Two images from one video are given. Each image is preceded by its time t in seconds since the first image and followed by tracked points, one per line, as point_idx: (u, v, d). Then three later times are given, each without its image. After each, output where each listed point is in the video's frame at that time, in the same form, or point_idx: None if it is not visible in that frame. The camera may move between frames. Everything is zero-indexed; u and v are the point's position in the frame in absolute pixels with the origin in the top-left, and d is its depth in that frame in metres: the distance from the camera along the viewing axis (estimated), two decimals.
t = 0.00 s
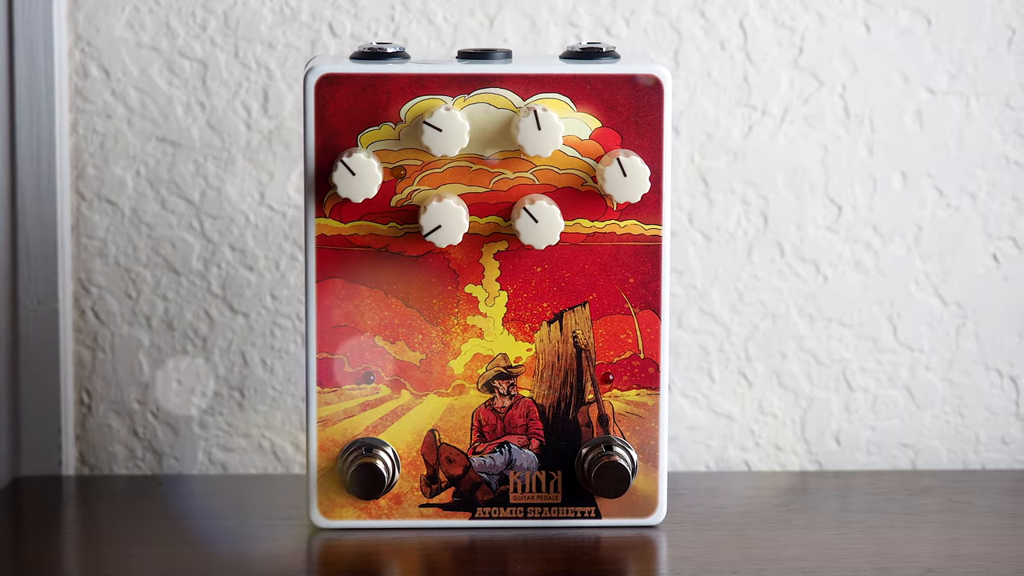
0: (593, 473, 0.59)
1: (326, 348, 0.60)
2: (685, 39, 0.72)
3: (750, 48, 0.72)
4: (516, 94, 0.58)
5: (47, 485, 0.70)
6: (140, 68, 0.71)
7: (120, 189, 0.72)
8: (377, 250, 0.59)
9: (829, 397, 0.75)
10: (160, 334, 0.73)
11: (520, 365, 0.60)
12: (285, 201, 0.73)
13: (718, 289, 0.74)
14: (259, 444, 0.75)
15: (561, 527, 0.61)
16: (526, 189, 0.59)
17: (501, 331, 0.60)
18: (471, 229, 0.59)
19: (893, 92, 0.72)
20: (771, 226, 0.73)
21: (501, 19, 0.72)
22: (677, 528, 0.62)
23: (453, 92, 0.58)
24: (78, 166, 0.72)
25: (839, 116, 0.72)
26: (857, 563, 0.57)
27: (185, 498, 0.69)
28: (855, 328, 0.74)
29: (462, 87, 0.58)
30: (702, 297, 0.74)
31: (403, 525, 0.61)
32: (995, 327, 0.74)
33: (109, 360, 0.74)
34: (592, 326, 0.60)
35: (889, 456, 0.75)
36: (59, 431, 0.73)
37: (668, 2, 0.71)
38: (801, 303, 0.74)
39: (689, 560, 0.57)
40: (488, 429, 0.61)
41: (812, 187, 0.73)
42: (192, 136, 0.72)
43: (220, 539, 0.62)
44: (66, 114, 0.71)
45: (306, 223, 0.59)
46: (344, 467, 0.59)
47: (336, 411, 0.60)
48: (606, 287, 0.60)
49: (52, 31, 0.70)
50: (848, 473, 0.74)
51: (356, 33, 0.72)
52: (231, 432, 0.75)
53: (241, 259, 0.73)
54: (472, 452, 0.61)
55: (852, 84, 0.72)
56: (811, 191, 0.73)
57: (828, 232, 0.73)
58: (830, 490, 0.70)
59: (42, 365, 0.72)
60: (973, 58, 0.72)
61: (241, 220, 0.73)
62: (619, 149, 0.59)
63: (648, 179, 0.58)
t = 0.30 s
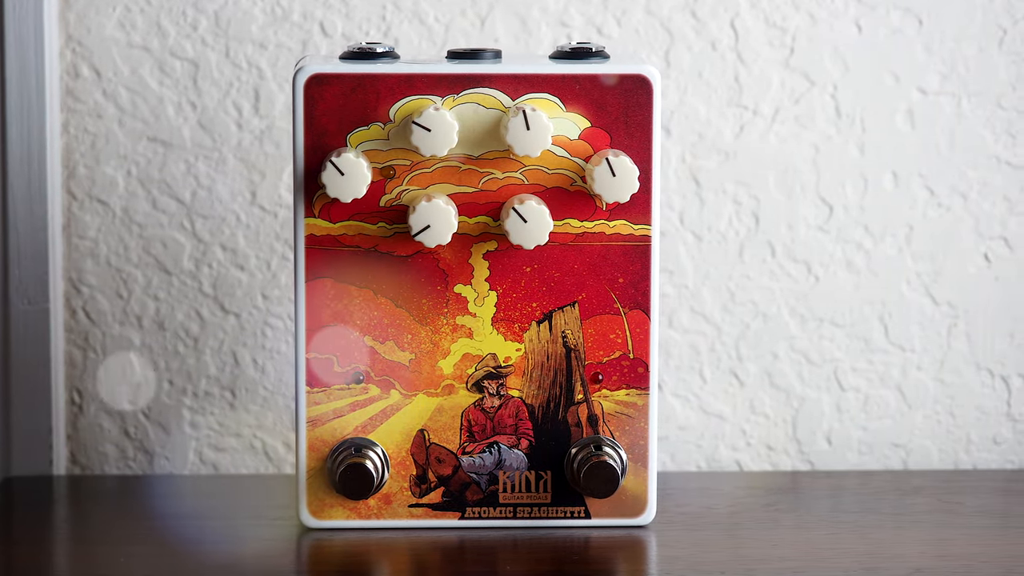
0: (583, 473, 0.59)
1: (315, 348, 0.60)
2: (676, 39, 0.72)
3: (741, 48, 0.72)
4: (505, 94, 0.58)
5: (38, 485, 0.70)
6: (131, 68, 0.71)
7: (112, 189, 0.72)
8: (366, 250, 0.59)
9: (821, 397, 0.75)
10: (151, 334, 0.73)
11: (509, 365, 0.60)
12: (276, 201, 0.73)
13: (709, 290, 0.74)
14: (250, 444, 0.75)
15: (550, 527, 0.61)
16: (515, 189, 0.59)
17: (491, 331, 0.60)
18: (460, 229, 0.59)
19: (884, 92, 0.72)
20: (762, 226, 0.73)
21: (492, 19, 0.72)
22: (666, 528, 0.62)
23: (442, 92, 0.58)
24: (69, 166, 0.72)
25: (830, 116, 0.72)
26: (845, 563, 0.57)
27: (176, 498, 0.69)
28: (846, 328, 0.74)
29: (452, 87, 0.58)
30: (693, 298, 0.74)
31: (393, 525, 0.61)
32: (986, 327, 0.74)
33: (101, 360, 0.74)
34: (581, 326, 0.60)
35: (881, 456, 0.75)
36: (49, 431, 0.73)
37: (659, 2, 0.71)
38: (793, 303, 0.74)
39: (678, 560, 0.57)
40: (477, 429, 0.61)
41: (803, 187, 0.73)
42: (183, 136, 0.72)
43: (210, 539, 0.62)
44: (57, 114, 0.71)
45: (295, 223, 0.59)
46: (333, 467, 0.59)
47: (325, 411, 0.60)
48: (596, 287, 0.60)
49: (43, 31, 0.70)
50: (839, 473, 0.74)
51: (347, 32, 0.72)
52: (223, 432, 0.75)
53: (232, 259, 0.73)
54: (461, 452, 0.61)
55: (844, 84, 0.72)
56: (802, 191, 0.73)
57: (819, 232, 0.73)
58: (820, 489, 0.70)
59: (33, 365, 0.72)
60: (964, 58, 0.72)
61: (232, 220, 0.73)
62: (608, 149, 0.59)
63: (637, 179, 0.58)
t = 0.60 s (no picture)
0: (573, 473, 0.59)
1: (305, 348, 0.60)
2: (668, 39, 0.72)
3: (732, 48, 0.72)
4: (494, 94, 0.58)
5: (28, 484, 0.70)
6: (122, 68, 0.71)
7: (103, 189, 0.72)
8: (355, 250, 0.59)
9: (812, 398, 0.75)
10: (142, 333, 0.73)
11: (499, 365, 0.60)
12: (267, 201, 0.73)
13: (701, 290, 0.74)
14: (241, 444, 0.75)
15: (540, 527, 0.61)
16: (504, 188, 0.59)
17: (480, 331, 0.60)
18: (449, 229, 0.59)
19: (875, 92, 0.72)
20: (753, 226, 0.73)
21: (483, 18, 0.72)
22: (655, 528, 0.62)
23: (431, 92, 0.58)
24: (60, 166, 0.72)
25: (822, 116, 0.72)
26: (833, 563, 0.57)
27: (167, 497, 0.69)
28: (837, 328, 0.74)
29: (441, 87, 0.58)
30: (685, 297, 0.74)
31: (382, 525, 0.61)
32: (978, 327, 0.74)
33: (92, 360, 0.74)
34: (571, 326, 0.60)
35: (872, 456, 0.75)
36: (40, 431, 0.73)
37: (651, 2, 0.71)
38: (784, 303, 0.74)
39: (666, 560, 0.57)
40: (467, 429, 0.61)
41: (794, 187, 0.73)
42: (175, 136, 0.72)
43: (202, 539, 0.62)
44: (48, 114, 0.71)
45: (284, 223, 0.59)
46: (322, 467, 0.59)
47: (314, 411, 0.60)
48: (585, 287, 0.60)
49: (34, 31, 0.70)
50: (830, 473, 0.74)
51: (338, 32, 0.72)
52: (214, 432, 0.75)
53: (223, 259, 0.73)
54: (450, 452, 0.61)
55: (835, 84, 0.72)
56: (794, 191, 0.73)
57: (811, 232, 0.73)
58: (811, 489, 0.70)
59: (23, 365, 0.72)
60: (955, 58, 0.72)
61: (223, 220, 0.73)
62: (597, 148, 0.59)
63: (626, 179, 0.58)
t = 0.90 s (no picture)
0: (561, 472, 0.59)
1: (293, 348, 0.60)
2: (658, 39, 0.72)
3: (723, 48, 0.72)
4: (483, 94, 0.58)
5: (18, 485, 0.70)
6: (113, 68, 0.71)
7: (94, 189, 0.72)
8: (344, 250, 0.59)
9: (803, 397, 0.75)
10: (133, 333, 0.74)
11: (487, 365, 0.60)
12: (258, 201, 0.73)
13: (691, 290, 0.74)
14: (232, 444, 0.75)
15: (529, 527, 0.61)
16: (493, 188, 0.59)
17: (469, 331, 0.60)
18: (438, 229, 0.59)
19: (866, 92, 0.72)
20: (744, 226, 0.73)
21: (474, 18, 0.72)
22: (644, 528, 0.62)
23: (419, 92, 0.58)
24: (51, 166, 0.72)
25: (812, 116, 0.72)
26: (821, 563, 0.57)
27: (157, 497, 0.69)
28: (828, 328, 0.74)
29: (429, 87, 0.58)
30: (676, 297, 0.74)
31: (371, 525, 0.61)
32: (969, 327, 0.74)
33: (82, 360, 0.74)
34: (559, 326, 0.60)
35: (863, 456, 0.75)
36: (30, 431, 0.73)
37: (641, 2, 0.71)
38: (775, 303, 0.74)
39: (654, 560, 0.57)
40: (455, 429, 0.61)
41: (785, 187, 0.73)
42: (165, 135, 0.72)
43: (191, 539, 0.62)
44: (38, 113, 0.71)
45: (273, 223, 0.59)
46: (311, 467, 0.59)
47: (303, 411, 0.60)
48: (574, 287, 0.60)
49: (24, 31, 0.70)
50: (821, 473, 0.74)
51: (329, 32, 0.72)
52: (204, 432, 0.75)
53: (214, 259, 0.73)
54: (439, 452, 0.61)
55: (826, 84, 0.72)
56: (785, 191, 0.73)
57: (802, 232, 0.73)
58: (802, 489, 0.70)
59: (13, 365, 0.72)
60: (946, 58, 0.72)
61: (214, 220, 0.73)
62: (586, 149, 0.59)
63: (614, 179, 0.58)
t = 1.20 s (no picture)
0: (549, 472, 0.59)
1: (281, 348, 0.60)
2: (648, 38, 0.72)
3: (713, 48, 0.72)
4: (470, 94, 0.58)
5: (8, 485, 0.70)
6: (103, 68, 0.71)
7: (83, 188, 0.72)
8: (332, 250, 0.59)
9: (793, 397, 0.75)
10: (123, 333, 0.74)
11: (475, 364, 0.60)
12: (247, 201, 0.73)
13: (681, 290, 0.74)
14: (222, 444, 0.75)
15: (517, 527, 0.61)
16: (481, 188, 0.59)
17: (456, 331, 0.60)
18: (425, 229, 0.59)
19: (857, 92, 0.72)
20: (734, 226, 0.73)
21: (464, 18, 0.72)
22: (632, 528, 0.62)
23: (407, 92, 0.58)
24: (40, 165, 0.72)
25: (802, 116, 0.72)
26: (808, 563, 0.57)
27: (146, 497, 0.69)
28: (819, 327, 0.74)
29: (417, 87, 0.58)
30: (666, 297, 0.74)
31: (359, 525, 0.61)
32: (959, 327, 0.74)
33: (72, 360, 0.74)
34: (547, 326, 0.60)
35: (853, 456, 0.75)
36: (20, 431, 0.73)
37: (632, 2, 0.71)
38: (765, 303, 0.74)
39: (641, 560, 0.57)
40: (443, 429, 0.61)
41: (775, 187, 0.73)
42: (155, 135, 0.72)
43: (180, 539, 0.62)
44: (28, 113, 0.71)
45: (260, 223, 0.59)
46: (298, 467, 0.59)
47: (291, 411, 0.60)
48: (561, 287, 0.60)
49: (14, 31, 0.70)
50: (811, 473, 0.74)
51: (318, 32, 0.72)
52: (194, 432, 0.75)
53: (203, 259, 0.73)
54: (427, 452, 0.61)
55: (816, 84, 0.72)
56: (775, 191, 0.73)
57: (792, 232, 0.73)
58: (791, 489, 0.70)
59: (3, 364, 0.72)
60: (936, 57, 0.72)
61: (203, 220, 0.73)
62: (574, 148, 0.59)
63: (601, 179, 0.58)
